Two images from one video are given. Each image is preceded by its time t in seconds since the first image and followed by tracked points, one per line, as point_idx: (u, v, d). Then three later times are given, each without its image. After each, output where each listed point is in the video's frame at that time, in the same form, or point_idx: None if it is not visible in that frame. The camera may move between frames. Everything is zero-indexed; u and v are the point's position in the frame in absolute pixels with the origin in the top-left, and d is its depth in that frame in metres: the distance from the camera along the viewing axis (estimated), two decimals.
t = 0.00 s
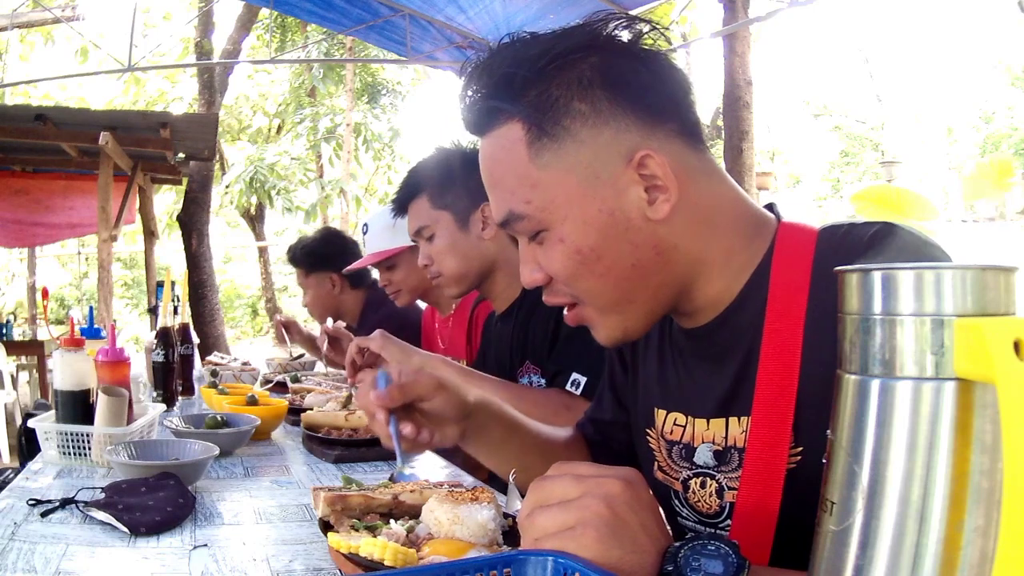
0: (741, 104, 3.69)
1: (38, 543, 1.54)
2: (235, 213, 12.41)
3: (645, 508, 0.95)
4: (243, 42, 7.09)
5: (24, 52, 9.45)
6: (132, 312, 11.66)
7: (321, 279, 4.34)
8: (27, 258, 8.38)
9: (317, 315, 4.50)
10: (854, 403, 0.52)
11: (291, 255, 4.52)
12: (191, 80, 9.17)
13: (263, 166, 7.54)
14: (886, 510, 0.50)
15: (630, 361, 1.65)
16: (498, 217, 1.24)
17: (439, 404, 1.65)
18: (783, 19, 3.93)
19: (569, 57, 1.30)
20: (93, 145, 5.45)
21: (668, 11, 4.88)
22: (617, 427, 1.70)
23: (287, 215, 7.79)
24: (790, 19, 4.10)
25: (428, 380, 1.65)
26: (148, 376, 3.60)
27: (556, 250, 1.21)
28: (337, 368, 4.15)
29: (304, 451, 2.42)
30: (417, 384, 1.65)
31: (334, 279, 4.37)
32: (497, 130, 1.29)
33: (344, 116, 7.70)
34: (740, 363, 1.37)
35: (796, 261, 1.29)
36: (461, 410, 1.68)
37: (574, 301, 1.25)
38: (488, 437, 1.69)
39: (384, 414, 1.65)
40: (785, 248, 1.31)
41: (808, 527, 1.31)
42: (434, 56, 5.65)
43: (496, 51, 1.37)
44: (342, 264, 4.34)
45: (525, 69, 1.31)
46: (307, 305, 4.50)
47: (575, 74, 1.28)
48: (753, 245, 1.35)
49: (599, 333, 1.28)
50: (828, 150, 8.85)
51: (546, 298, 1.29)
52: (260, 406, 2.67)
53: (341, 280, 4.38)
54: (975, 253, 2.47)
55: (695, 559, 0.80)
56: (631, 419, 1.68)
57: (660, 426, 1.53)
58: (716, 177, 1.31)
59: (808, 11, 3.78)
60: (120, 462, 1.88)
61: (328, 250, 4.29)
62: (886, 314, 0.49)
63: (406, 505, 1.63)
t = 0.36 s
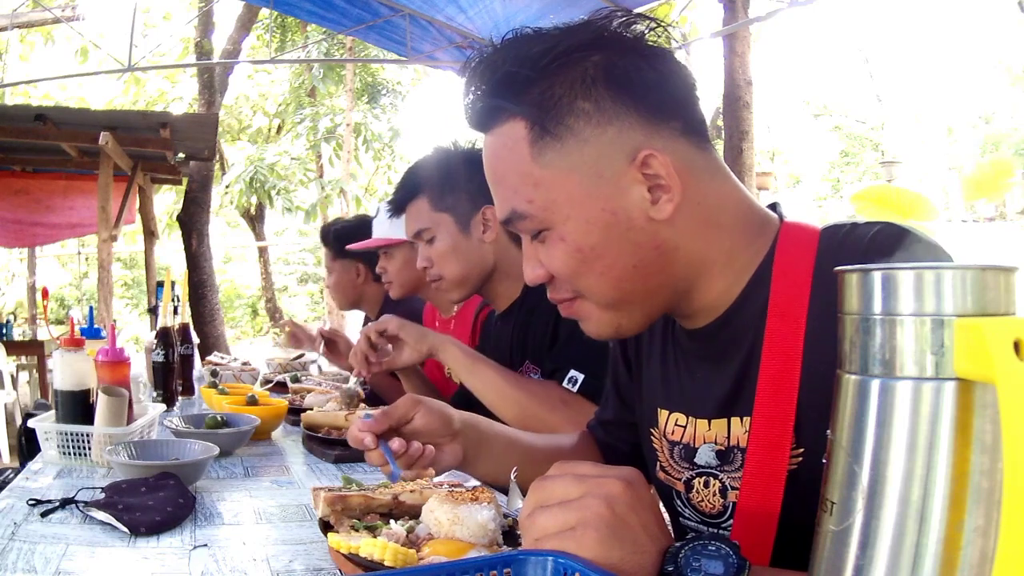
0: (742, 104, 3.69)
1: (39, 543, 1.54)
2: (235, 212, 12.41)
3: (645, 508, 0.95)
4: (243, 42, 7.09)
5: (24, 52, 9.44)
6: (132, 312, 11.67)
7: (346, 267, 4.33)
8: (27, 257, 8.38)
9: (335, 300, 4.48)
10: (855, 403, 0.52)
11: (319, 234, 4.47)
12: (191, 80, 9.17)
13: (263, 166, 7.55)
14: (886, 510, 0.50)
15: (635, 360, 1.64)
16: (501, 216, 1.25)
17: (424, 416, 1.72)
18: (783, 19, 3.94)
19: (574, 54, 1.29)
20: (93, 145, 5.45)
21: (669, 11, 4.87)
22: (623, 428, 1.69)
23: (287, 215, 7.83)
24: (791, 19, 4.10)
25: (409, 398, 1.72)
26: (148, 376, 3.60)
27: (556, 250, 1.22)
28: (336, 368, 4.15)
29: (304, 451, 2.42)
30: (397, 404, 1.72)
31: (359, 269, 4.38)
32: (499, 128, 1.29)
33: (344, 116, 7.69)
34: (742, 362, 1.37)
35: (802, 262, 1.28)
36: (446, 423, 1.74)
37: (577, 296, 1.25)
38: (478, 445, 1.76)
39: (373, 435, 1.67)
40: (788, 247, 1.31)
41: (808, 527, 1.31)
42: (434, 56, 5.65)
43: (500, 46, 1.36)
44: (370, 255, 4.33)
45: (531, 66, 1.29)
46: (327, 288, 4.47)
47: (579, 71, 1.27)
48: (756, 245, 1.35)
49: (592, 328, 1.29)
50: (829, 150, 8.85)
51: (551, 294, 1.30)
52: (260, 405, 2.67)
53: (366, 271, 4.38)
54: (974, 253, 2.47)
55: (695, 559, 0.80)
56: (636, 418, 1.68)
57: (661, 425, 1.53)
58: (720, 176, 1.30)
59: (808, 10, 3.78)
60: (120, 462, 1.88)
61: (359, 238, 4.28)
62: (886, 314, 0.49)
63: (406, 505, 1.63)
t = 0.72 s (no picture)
0: (742, 103, 3.69)
1: (38, 543, 1.54)
2: (235, 212, 12.41)
3: (644, 508, 0.95)
4: (243, 42, 7.09)
5: (24, 52, 9.44)
6: (132, 312, 11.67)
7: (365, 259, 4.33)
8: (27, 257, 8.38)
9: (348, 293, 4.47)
10: (855, 404, 0.52)
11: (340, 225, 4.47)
12: (191, 80, 9.17)
13: (263, 166, 7.55)
14: (886, 510, 0.50)
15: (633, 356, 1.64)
16: (515, 192, 1.21)
17: (399, 371, 1.49)
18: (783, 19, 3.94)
19: (607, 33, 1.26)
20: (93, 146, 5.45)
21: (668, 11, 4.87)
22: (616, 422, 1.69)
23: (287, 215, 7.83)
24: (791, 19, 4.10)
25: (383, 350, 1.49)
26: (148, 376, 3.60)
27: (573, 229, 1.19)
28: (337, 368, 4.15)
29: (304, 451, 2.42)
30: (368, 354, 1.47)
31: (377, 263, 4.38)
32: (522, 99, 1.24)
33: (344, 116, 7.69)
34: (750, 357, 1.37)
35: (799, 262, 1.29)
36: (422, 389, 1.53)
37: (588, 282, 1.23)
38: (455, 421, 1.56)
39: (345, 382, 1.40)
40: (790, 246, 1.31)
41: (809, 527, 1.30)
42: (434, 56, 5.65)
43: (527, 21, 1.33)
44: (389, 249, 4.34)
45: (566, 38, 1.26)
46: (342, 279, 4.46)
47: (612, 50, 1.25)
48: (762, 245, 1.36)
49: (600, 322, 1.26)
50: (828, 149, 8.84)
51: (556, 282, 1.27)
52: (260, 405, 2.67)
53: (383, 266, 4.39)
54: (974, 252, 2.47)
55: (695, 559, 0.80)
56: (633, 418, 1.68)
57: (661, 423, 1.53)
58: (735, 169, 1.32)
59: (808, 10, 3.78)
60: (120, 461, 1.88)
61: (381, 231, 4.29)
62: (886, 314, 0.49)
63: (406, 505, 1.63)
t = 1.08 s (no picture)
0: (742, 103, 3.69)
1: (38, 543, 1.54)
2: (235, 212, 12.42)
3: (645, 509, 0.95)
4: (243, 42, 7.10)
5: (24, 52, 9.43)
6: (132, 312, 11.67)
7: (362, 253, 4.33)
8: (27, 257, 8.38)
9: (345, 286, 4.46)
10: (855, 404, 0.52)
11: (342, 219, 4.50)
12: (191, 80, 9.17)
13: (263, 166, 7.54)
14: (886, 510, 0.50)
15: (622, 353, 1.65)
16: (516, 189, 1.18)
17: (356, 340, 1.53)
18: (783, 19, 3.94)
19: (613, 28, 1.26)
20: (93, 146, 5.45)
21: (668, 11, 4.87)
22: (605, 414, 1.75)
23: (287, 215, 7.84)
24: (791, 19, 4.10)
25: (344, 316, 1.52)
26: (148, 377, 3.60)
27: (580, 228, 1.17)
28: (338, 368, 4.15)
29: (304, 451, 2.42)
30: (327, 320, 1.51)
31: (375, 258, 4.36)
32: (524, 93, 1.23)
33: (344, 116, 7.69)
34: (751, 359, 1.37)
35: (799, 262, 1.29)
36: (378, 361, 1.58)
37: (590, 287, 1.22)
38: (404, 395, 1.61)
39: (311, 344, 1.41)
40: (793, 244, 1.32)
41: (809, 526, 1.30)
42: (434, 56, 5.65)
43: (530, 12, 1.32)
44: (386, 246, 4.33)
45: (572, 30, 1.26)
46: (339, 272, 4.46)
47: (618, 45, 1.26)
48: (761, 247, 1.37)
49: (607, 332, 1.25)
50: (829, 149, 8.83)
51: (554, 285, 1.24)
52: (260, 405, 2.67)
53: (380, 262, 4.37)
54: (973, 253, 2.46)
55: (696, 560, 0.80)
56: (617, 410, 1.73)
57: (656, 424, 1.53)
58: (736, 168, 1.33)
59: (808, 10, 3.78)
60: (120, 461, 1.88)
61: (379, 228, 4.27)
62: (886, 314, 0.49)
63: (406, 505, 1.63)
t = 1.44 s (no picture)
0: (742, 104, 3.69)
1: (39, 543, 1.54)
2: (235, 213, 12.43)
3: (645, 509, 0.95)
4: (243, 42, 7.10)
5: (24, 52, 9.43)
6: (132, 312, 11.67)
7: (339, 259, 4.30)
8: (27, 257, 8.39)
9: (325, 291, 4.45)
10: (855, 404, 0.52)
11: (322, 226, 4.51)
12: (191, 80, 9.17)
13: (263, 166, 7.54)
14: (886, 510, 0.50)
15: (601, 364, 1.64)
16: (460, 207, 1.16)
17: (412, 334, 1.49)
18: (783, 19, 3.94)
19: (560, 39, 1.25)
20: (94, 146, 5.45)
21: (668, 11, 4.87)
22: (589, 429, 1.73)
23: (287, 215, 7.84)
24: (790, 18, 4.10)
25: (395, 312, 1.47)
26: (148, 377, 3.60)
27: (526, 248, 1.14)
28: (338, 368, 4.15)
29: (304, 451, 2.42)
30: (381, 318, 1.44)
31: (351, 265, 4.33)
32: (468, 109, 1.21)
33: (344, 116, 7.70)
34: (723, 370, 1.36)
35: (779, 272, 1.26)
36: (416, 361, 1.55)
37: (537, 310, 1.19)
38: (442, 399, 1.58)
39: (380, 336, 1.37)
40: (762, 254, 1.29)
41: (808, 527, 1.30)
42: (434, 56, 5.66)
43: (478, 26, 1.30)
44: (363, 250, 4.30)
45: (517, 43, 1.24)
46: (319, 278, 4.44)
47: (564, 58, 1.23)
48: (726, 259, 1.34)
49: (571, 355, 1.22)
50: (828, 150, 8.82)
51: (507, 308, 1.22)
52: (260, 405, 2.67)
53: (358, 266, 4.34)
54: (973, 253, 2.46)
55: (694, 562, 0.80)
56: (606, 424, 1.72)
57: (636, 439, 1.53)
58: (694, 180, 1.30)
59: (808, 11, 3.78)
60: (120, 461, 1.88)
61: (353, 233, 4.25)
62: (886, 315, 0.49)
63: (406, 505, 1.63)
